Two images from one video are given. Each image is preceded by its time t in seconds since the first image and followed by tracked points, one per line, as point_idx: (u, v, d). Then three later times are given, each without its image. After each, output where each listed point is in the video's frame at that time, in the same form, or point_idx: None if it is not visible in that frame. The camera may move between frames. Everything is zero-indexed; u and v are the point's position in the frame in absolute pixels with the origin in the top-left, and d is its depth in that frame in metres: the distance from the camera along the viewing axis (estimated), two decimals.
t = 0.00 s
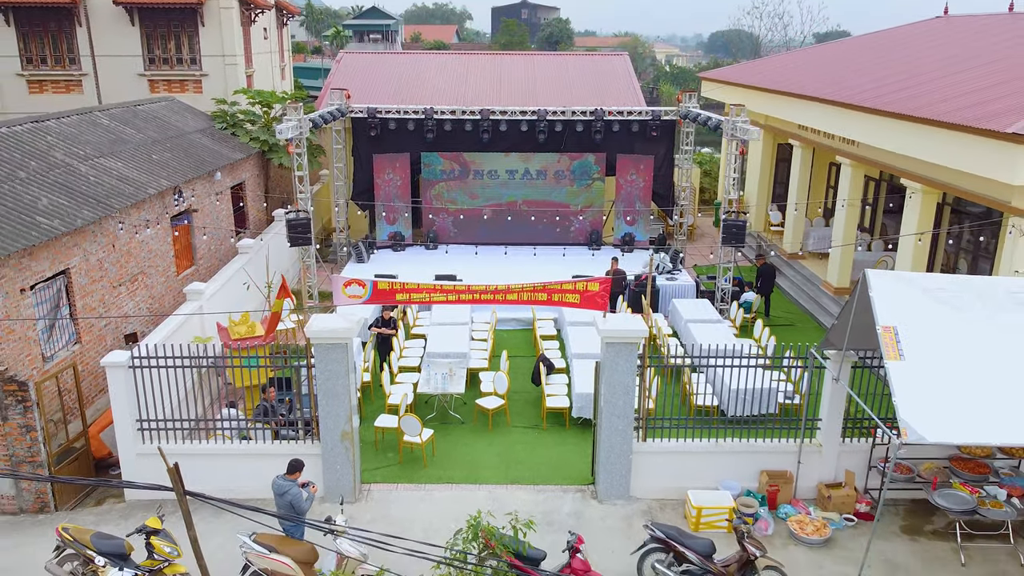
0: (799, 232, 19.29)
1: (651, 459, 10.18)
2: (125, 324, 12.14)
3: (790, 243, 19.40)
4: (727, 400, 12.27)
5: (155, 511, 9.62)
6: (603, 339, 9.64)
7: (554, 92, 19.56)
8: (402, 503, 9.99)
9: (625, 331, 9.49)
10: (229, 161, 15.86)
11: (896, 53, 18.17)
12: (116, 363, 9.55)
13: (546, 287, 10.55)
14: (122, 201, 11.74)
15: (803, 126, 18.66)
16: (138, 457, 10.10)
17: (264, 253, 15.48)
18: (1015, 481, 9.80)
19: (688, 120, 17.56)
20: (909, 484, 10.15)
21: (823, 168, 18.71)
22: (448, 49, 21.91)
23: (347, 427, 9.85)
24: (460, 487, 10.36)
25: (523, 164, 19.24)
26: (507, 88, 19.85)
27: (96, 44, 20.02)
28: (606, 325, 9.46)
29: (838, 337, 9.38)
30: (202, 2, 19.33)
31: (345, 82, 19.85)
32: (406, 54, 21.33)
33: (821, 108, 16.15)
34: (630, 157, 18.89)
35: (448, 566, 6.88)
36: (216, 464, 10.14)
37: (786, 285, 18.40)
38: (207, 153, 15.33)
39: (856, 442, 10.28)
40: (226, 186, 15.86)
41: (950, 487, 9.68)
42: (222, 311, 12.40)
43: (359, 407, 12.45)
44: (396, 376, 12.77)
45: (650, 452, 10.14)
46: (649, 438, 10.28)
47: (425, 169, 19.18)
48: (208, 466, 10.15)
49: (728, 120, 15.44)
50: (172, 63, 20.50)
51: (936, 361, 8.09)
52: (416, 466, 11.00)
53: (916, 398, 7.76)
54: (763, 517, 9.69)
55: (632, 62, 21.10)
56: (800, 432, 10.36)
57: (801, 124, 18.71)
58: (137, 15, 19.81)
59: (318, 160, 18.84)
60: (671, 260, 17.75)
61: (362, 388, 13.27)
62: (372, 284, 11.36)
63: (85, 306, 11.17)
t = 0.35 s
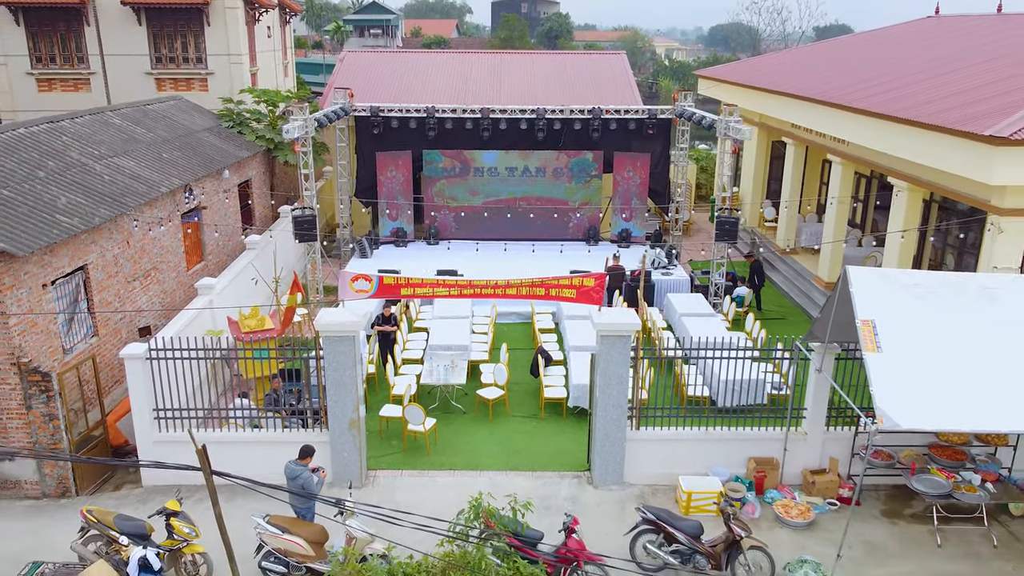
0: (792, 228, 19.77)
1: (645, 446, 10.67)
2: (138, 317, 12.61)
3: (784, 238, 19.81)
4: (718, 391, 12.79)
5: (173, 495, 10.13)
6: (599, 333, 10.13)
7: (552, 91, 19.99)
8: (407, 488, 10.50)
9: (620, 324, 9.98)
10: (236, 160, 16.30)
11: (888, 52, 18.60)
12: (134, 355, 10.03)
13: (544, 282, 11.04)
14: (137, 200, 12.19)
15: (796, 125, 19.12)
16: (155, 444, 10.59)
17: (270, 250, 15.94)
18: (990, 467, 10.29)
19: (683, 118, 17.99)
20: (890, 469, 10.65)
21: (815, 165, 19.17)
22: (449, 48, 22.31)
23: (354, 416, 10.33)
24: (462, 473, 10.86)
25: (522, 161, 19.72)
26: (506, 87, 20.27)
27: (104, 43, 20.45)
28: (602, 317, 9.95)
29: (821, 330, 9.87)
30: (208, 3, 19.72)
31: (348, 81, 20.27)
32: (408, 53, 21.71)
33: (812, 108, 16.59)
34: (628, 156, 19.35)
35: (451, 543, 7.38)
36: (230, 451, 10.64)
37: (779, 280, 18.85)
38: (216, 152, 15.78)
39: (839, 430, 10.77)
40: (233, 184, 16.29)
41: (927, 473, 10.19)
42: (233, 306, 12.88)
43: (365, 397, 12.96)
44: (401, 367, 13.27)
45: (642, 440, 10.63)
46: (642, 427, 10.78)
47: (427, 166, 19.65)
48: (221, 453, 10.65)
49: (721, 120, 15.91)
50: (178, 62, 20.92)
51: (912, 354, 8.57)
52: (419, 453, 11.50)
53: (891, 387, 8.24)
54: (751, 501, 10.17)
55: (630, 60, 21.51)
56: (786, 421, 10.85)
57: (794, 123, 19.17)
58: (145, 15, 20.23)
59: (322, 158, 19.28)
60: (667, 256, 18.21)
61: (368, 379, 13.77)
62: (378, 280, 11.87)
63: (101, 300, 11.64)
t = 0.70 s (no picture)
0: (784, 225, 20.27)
1: (637, 435, 11.20)
2: (152, 313, 13.12)
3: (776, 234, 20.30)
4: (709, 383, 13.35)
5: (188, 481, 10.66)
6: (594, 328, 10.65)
7: (550, 91, 20.47)
8: (411, 474, 11.03)
9: (614, 319, 10.51)
10: (244, 159, 16.81)
11: (878, 54, 19.09)
12: (151, 348, 10.56)
13: (542, 279, 11.56)
14: (151, 200, 12.70)
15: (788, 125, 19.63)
16: (171, 433, 11.12)
17: (277, 247, 16.45)
18: (964, 455, 10.86)
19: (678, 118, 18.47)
20: (870, 457, 11.19)
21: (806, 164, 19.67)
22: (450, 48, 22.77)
23: (361, 406, 10.86)
24: (463, 461, 11.39)
25: (521, 160, 20.22)
26: (505, 87, 20.74)
27: (111, 44, 20.91)
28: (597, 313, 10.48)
29: (804, 324, 10.40)
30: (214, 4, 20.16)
31: (351, 81, 20.74)
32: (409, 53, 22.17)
33: (802, 109, 17.08)
34: (624, 155, 19.86)
35: (454, 523, 7.93)
36: (242, 440, 11.17)
37: (771, 275, 19.33)
38: (224, 152, 16.28)
39: (822, 420, 11.33)
40: (241, 182, 16.79)
41: (905, 461, 10.73)
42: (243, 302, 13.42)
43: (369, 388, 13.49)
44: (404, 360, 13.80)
45: (635, 430, 11.17)
46: (635, 417, 11.30)
47: (428, 165, 20.15)
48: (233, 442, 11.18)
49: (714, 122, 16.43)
50: (185, 62, 21.37)
51: (887, 348, 9.09)
52: (422, 442, 12.03)
53: (867, 378, 8.77)
54: (737, 487, 10.71)
55: (627, 60, 21.97)
56: (772, 411, 11.39)
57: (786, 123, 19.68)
58: (152, 16, 20.66)
59: (326, 157, 19.77)
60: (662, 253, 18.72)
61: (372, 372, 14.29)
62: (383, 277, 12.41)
63: (118, 296, 12.15)
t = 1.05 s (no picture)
0: (778, 223, 20.74)
1: (631, 427, 11.68)
2: (163, 310, 13.59)
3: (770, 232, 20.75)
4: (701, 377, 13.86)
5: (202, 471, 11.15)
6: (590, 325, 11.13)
7: (549, 93, 20.91)
8: (414, 465, 11.52)
9: (609, 316, 10.99)
10: (250, 160, 17.27)
11: (869, 57, 19.53)
12: (166, 343, 11.03)
13: (539, 277, 12.03)
14: (163, 201, 13.17)
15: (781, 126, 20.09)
16: (184, 425, 11.59)
17: (282, 246, 16.91)
18: (943, 446, 11.37)
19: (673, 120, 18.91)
20: (854, 448, 11.68)
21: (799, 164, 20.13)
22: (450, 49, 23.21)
23: (366, 400, 11.33)
24: (464, 452, 11.88)
25: (520, 160, 20.68)
26: (505, 88, 21.19)
27: (119, 46, 21.34)
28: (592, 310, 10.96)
29: (790, 321, 10.89)
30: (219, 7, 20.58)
31: (354, 82, 21.19)
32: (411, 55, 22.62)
33: (793, 111, 17.53)
34: (621, 155, 20.32)
35: (456, 508, 8.42)
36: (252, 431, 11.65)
37: (764, 273, 19.79)
38: (231, 153, 16.74)
39: (808, 413, 11.81)
40: (247, 183, 17.25)
41: (887, 451, 11.23)
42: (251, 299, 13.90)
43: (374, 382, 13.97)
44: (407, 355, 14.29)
45: (629, 422, 11.64)
46: (629, 409, 11.78)
47: (429, 165, 20.62)
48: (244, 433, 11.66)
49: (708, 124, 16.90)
50: (191, 64, 21.81)
51: (868, 344, 9.57)
52: (425, 434, 12.51)
53: (848, 371, 9.24)
54: (727, 476, 11.20)
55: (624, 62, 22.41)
56: (760, 404, 11.88)
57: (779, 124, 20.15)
58: (158, 19, 21.08)
59: (330, 157, 20.23)
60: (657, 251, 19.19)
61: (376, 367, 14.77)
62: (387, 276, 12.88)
63: (132, 294, 12.62)
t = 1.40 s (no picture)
0: (771, 222, 21.27)
1: (626, 419, 12.22)
2: (176, 306, 14.12)
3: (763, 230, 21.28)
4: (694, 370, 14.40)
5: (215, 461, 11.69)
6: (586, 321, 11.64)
7: (548, 94, 21.41)
8: (418, 455, 12.06)
9: (604, 313, 11.51)
10: (257, 161, 17.78)
11: (860, 60, 20.03)
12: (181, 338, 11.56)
13: (538, 275, 12.55)
14: (175, 202, 13.67)
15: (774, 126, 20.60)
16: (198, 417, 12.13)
17: (289, 244, 17.43)
18: (923, 437, 11.91)
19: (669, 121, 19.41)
20: (839, 439, 12.21)
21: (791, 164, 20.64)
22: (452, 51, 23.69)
23: (372, 392, 11.87)
24: (465, 443, 12.42)
25: (519, 159, 21.19)
26: (505, 89, 21.69)
27: (127, 48, 21.84)
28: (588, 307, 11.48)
29: (777, 317, 11.42)
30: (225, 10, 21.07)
31: (358, 84, 21.70)
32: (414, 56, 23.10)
33: (785, 113, 18.03)
34: (618, 155, 20.83)
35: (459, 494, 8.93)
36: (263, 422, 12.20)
37: (757, 270, 20.32)
38: (239, 154, 17.24)
39: (795, 405, 12.35)
40: (254, 182, 17.76)
41: (869, 442, 11.76)
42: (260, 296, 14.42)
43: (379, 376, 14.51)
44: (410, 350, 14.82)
45: (623, 413, 12.18)
46: (624, 402, 12.31)
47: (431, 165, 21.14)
48: (256, 424, 12.20)
49: (702, 126, 17.42)
50: (197, 65, 22.31)
51: (849, 339, 10.10)
52: (428, 426, 13.04)
53: (830, 365, 9.77)
54: (716, 465, 11.73)
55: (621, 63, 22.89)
56: (748, 396, 12.41)
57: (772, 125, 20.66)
58: (166, 21, 21.57)
59: (334, 157, 20.73)
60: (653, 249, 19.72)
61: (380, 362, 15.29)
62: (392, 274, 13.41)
63: (147, 291, 13.13)
